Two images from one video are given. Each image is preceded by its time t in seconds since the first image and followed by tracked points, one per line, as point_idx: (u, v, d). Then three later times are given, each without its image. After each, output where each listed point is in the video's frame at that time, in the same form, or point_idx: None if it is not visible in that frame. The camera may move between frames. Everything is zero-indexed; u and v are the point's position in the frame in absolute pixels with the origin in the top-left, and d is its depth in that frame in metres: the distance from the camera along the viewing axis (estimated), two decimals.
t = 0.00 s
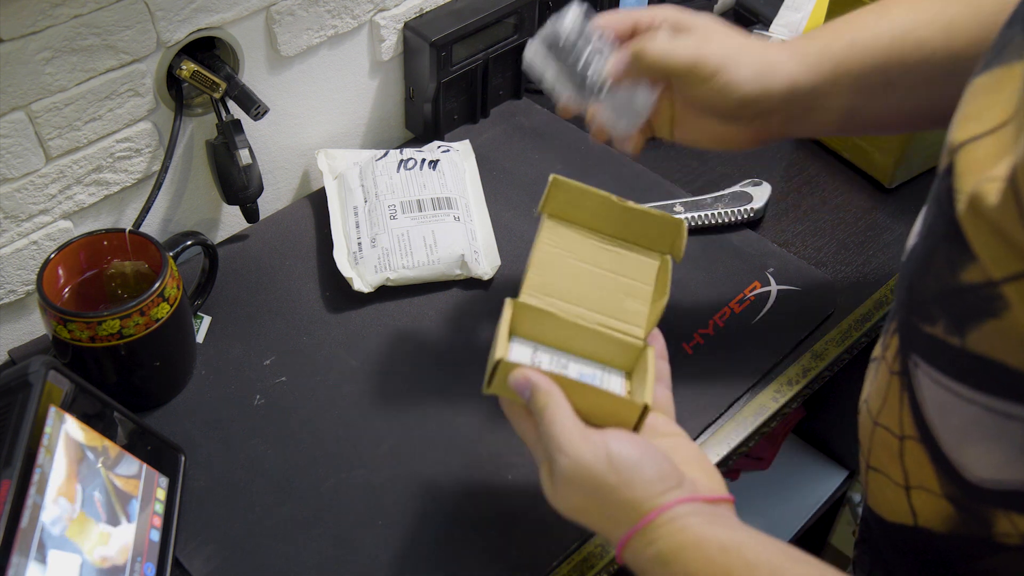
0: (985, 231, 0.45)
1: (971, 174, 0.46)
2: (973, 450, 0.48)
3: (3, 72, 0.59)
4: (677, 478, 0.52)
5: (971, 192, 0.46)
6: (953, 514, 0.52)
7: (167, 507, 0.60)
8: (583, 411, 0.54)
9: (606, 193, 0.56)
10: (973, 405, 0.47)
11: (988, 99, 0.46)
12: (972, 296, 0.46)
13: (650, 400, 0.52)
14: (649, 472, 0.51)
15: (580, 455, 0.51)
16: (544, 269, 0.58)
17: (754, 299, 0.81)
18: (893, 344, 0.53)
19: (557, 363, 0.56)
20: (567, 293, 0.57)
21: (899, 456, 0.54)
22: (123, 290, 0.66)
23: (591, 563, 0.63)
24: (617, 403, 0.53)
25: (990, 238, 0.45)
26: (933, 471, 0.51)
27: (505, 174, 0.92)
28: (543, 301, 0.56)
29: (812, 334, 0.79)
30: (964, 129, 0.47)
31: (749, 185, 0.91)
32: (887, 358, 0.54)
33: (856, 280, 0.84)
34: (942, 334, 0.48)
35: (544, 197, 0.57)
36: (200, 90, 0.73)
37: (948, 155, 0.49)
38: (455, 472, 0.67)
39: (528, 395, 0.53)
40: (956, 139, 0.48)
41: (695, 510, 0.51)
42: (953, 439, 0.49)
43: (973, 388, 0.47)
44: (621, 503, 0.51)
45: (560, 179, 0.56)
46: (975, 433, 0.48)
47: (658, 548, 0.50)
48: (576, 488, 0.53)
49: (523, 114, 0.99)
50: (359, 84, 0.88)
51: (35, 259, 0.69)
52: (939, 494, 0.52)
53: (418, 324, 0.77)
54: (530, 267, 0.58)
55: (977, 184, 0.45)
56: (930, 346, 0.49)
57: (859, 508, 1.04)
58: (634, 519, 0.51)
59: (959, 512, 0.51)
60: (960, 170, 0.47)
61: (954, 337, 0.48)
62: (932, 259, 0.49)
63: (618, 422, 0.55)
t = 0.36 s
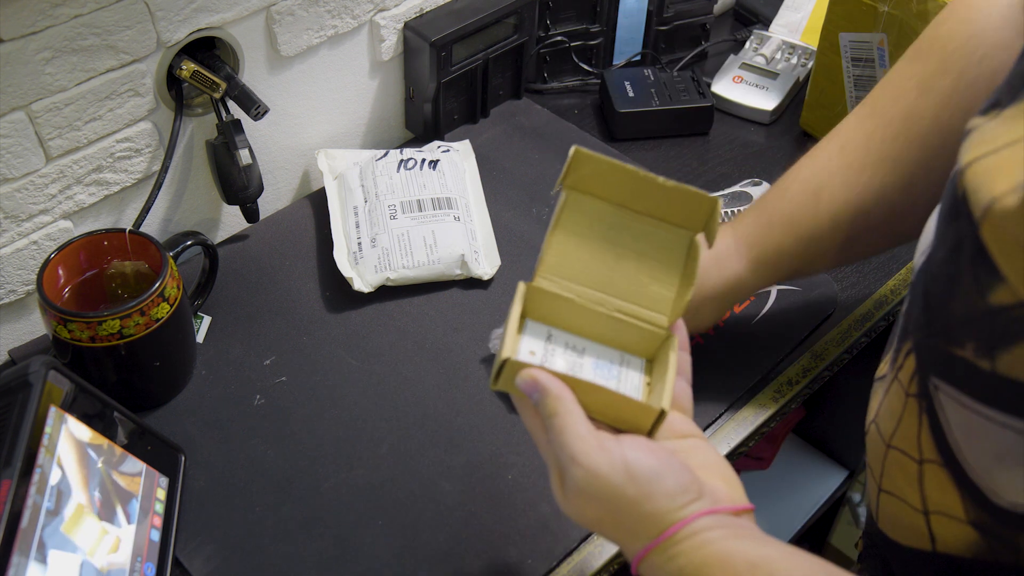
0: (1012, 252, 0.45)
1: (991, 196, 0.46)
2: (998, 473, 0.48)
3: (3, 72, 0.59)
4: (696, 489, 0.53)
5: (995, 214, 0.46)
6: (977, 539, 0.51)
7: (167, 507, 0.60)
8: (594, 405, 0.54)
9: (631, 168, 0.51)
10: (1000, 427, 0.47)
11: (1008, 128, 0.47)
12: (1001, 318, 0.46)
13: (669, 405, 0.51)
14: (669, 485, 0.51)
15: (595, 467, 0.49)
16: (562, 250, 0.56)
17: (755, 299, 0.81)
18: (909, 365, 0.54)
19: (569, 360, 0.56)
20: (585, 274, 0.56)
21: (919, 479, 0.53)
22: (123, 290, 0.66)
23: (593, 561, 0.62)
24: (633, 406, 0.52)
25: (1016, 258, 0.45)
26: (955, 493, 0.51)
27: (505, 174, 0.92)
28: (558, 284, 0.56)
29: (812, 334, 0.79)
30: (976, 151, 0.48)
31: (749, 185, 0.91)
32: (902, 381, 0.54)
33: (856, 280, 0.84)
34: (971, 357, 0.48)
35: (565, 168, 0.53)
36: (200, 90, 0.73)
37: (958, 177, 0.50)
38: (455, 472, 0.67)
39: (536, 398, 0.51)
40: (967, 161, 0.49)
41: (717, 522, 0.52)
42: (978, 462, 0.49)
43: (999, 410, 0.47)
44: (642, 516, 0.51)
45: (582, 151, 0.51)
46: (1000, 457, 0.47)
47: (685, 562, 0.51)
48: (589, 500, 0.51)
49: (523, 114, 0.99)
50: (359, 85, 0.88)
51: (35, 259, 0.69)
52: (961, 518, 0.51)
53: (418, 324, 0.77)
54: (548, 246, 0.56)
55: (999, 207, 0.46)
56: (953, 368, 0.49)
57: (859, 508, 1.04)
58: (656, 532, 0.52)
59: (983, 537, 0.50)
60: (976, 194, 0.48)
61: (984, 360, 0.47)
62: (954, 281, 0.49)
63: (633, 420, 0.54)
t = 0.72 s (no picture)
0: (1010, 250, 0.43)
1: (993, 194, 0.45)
2: (990, 468, 0.47)
3: (3, 72, 0.59)
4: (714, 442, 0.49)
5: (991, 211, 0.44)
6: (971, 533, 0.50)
7: (167, 507, 0.60)
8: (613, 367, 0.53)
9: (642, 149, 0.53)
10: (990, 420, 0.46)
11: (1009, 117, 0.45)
12: (998, 316, 0.45)
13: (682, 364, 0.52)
14: (686, 428, 0.48)
15: (617, 402, 0.49)
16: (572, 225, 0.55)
17: (754, 299, 0.81)
18: (910, 361, 0.54)
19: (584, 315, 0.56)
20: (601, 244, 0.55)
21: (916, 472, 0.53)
22: (124, 290, 0.67)
23: (591, 563, 0.63)
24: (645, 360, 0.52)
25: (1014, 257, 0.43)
26: (951, 487, 0.51)
27: (505, 174, 0.92)
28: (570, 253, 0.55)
29: (812, 334, 0.79)
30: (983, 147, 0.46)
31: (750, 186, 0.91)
32: (904, 376, 0.54)
33: (856, 280, 0.84)
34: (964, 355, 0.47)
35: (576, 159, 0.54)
36: (200, 90, 0.73)
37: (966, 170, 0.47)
38: (455, 472, 0.67)
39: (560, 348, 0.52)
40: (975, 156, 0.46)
41: (727, 474, 0.47)
42: (972, 456, 0.48)
43: (987, 405, 0.46)
44: (656, 454, 0.48)
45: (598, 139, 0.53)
46: (991, 450, 0.47)
47: (686, 509, 0.46)
48: (609, 439, 0.50)
49: (523, 114, 0.99)
50: (359, 84, 0.88)
51: (35, 259, 0.69)
52: (956, 512, 0.51)
53: (418, 324, 0.77)
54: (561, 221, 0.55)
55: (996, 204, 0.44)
56: (946, 364, 0.49)
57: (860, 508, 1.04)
58: (667, 474, 0.47)
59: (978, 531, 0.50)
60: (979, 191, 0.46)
61: (976, 356, 0.46)
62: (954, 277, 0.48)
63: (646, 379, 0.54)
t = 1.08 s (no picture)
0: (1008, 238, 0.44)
1: (994, 182, 0.45)
2: (987, 452, 0.47)
3: (3, 72, 0.59)
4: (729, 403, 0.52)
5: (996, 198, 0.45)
6: (965, 518, 0.50)
7: (167, 507, 0.60)
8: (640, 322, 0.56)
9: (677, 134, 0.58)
10: (986, 407, 0.46)
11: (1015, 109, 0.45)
12: (994, 302, 0.45)
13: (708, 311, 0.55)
14: (702, 387, 0.51)
15: (639, 351, 0.52)
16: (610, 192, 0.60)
17: (754, 299, 0.81)
18: (913, 346, 0.53)
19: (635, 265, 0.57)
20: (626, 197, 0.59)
21: (914, 456, 0.53)
22: (123, 290, 0.66)
23: (591, 564, 0.62)
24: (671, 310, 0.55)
25: (1012, 245, 0.44)
26: (947, 471, 0.50)
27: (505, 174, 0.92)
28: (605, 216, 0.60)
29: (812, 334, 0.79)
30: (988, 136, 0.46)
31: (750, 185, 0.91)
32: (905, 361, 0.54)
33: (856, 279, 0.84)
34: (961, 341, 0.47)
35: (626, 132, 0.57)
36: (200, 90, 0.73)
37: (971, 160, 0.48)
38: (455, 472, 0.67)
39: (586, 302, 0.54)
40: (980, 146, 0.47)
41: (740, 436, 0.50)
42: (969, 440, 0.48)
43: (984, 391, 0.46)
44: (672, 409, 0.51)
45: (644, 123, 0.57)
46: (988, 435, 0.47)
47: (694, 465, 0.49)
48: (629, 387, 0.53)
49: (523, 114, 0.99)
50: (359, 85, 0.88)
51: (35, 259, 0.69)
52: (951, 496, 0.51)
53: (418, 324, 0.77)
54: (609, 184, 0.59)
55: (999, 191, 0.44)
56: (946, 349, 0.49)
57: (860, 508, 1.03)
58: (681, 429, 0.51)
59: (972, 516, 0.50)
60: (983, 179, 0.46)
61: (972, 341, 0.47)
62: (955, 263, 0.49)
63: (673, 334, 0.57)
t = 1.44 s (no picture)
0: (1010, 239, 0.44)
1: (996, 183, 0.45)
2: (988, 451, 0.47)
3: (3, 72, 0.59)
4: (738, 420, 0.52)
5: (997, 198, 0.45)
6: (967, 517, 0.50)
7: (167, 507, 0.61)
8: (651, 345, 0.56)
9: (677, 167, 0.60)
10: (986, 407, 0.46)
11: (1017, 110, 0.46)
12: (995, 302, 0.45)
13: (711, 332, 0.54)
14: (713, 404, 0.52)
15: (651, 373, 0.52)
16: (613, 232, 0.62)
17: (754, 299, 0.81)
18: (915, 346, 0.53)
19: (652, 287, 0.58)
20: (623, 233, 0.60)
21: (914, 455, 0.53)
22: (123, 290, 0.67)
23: (591, 564, 0.63)
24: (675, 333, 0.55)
25: (1013, 246, 0.44)
26: (949, 471, 0.50)
27: (505, 174, 0.92)
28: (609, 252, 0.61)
29: (812, 334, 0.79)
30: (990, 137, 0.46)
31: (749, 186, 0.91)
32: (907, 361, 0.54)
33: (856, 279, 0.84)
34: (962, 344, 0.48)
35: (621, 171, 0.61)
36: (200, 90, 0.73)
37: (974, 161, 0.48)
38: (455, 472, 0.67)
39: (595, 331, 0.54)
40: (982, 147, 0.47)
41: (749, 452, 0.50)
42: (971, 440, 0.48)
43: (986, 390, 0.46)
44: (684, 427, 0.51)
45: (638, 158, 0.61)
46: (990, 435, 0.46)
47: (707, 480, 0.49)
48: (641, 408, 0.53)
49: (523, 114, 0.99)
50: (359, 85, 0.88)
51: (35, 259, 0.69)
52: (953, 496, 0.51)
53: (418, 324, 0.77)
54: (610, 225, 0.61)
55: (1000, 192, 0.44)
56: (948, 349, 0.49)
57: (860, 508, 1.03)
58: (692, 446, 0.51)
59: (974, 515, 0.50)
60: (984, 179, 0.46)
61: (974, 341, 0.47)
62: (957, 264, 0.49)
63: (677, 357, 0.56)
